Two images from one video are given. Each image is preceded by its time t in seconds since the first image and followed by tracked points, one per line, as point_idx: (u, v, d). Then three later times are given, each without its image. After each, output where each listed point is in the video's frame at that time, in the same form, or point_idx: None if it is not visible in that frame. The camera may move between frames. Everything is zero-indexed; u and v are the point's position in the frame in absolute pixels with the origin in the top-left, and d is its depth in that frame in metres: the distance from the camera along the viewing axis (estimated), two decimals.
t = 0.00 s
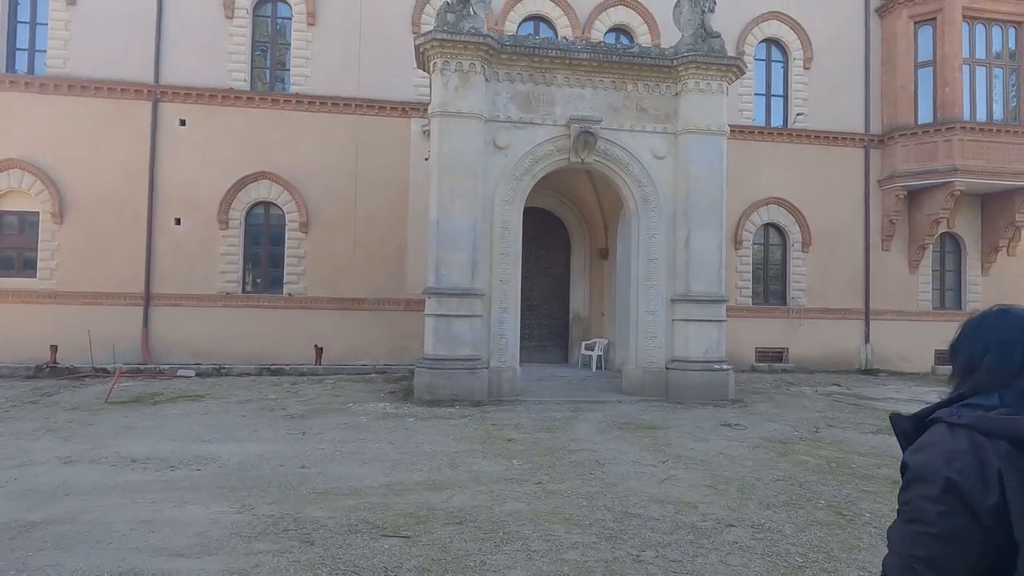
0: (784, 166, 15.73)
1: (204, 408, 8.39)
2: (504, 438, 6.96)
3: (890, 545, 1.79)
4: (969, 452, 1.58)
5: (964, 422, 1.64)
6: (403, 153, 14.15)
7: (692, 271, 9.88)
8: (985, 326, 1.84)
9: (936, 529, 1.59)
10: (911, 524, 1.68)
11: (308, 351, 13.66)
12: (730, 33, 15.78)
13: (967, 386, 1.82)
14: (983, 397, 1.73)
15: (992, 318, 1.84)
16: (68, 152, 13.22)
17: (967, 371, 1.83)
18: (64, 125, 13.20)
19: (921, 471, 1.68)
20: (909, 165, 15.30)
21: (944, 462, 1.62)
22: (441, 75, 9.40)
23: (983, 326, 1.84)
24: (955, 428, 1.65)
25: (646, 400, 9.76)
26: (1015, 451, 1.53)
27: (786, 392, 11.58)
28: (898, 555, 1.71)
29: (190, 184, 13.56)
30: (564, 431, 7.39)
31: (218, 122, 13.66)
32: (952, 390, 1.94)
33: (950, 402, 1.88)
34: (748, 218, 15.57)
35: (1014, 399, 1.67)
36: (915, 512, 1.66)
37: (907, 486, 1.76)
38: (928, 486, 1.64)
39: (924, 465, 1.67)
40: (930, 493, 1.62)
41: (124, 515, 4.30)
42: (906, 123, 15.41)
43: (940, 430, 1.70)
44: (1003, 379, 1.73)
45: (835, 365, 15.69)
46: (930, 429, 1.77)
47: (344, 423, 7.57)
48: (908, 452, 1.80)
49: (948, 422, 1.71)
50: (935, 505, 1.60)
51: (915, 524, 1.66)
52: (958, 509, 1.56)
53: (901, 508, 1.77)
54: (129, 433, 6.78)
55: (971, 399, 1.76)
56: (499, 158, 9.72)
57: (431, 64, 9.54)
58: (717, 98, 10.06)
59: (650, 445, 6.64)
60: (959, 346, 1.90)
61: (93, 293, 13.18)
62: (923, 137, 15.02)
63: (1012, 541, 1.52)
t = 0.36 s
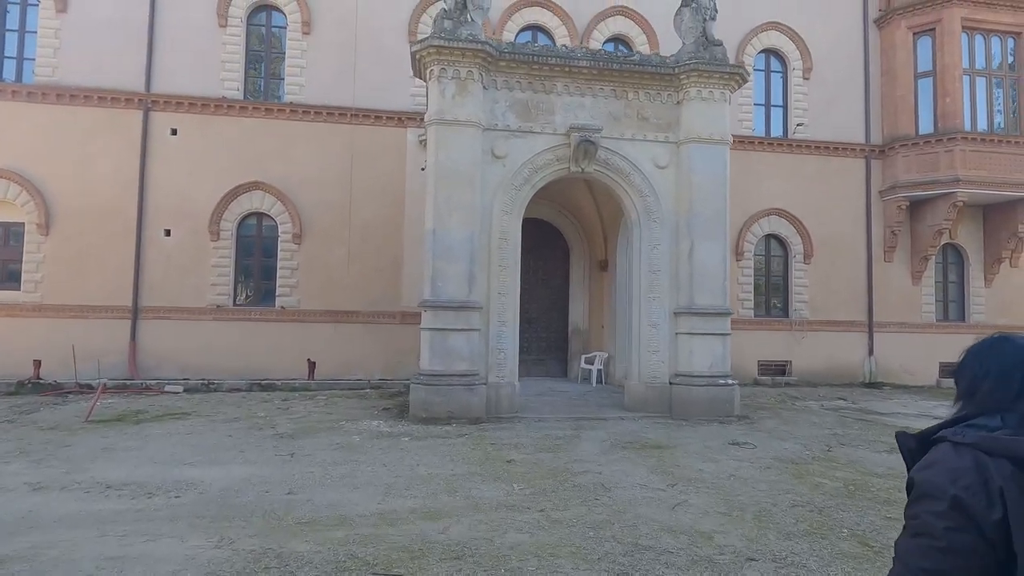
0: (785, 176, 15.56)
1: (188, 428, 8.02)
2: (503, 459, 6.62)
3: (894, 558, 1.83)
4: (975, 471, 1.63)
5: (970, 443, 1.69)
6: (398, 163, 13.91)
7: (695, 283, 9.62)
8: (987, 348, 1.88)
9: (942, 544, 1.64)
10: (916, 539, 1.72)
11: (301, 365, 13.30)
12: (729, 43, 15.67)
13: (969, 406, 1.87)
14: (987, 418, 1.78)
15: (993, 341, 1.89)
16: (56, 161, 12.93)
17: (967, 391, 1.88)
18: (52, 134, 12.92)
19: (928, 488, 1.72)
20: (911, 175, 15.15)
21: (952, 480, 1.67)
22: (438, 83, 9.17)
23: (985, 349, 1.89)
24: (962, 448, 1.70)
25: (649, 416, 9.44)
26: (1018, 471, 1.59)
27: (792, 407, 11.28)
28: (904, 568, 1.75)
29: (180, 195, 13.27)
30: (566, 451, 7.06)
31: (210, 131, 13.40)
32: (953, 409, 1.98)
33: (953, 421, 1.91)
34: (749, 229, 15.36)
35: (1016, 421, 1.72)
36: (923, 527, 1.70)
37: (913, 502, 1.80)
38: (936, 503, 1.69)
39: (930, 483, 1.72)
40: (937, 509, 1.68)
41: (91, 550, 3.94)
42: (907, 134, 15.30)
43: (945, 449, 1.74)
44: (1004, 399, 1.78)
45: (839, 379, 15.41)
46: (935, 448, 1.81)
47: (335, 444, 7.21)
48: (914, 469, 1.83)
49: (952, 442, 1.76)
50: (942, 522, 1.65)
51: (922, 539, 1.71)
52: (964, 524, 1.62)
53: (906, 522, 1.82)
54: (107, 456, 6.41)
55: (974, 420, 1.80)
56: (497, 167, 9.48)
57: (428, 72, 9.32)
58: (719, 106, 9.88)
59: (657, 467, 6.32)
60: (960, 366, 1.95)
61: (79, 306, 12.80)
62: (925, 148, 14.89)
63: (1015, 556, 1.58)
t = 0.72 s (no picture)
0: (779, 186, 15.52)
1: (170, 444, 7.65)
2: (502, 475, 6.34)
3: (907, 556, 1.84)
4: (985, 464, 1.68)
5: (975, 437, 1.74)
6: (391, 171, 13.68)
7: (695, 293, 9.44)
8: (972, 349, 1.98)
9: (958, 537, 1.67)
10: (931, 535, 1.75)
11: (289, 378, 12.93)
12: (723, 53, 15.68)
13: (961, 404, 1.95)
14: (982, 414, 1.85)
15: (975, 342, 2.00)
16: (36, 167, 12.55)
17: (958, 391, 1.96)
18: (32, 139, 12.56)
19: (940, 483, 1.75)
20: (905, 185, 15.17)
21: (964, 474, 1.71)
22: (432, 87, 8.97)
23: (970, 350, 1.98)
24: (966, 442, 1.76)
25: (649, 429, 9.19)
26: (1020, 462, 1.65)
27: (792, 418, 11.09)
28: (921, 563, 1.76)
29: (165, 202, 12.92)
30: (566, 466, 6.80)
31: (197, 137, 13.10)
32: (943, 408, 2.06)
33: (948, 419, 1.98)
34: (744, 239, 15.27)
35: (1009, 415, 1.80)
36: (938, 522, 1.73)
37: (924, 498, 1.83)
38: (951, 497, 1.72)
39: (941, 478, 1.75)
40: (951, 503, 1.71)
41: None
42: (899, 143, 15.34)
43: (950, 445, 1.79)
44: (994, 396, 1.86)
45: (836, 389, 15.28)
46: (939, 444, 1.86)
47: (325, 460, 6.89)
48: (921, 466, 1.87)
49: (956, 437, 1.81)
50: (958, 516, 1.68)
51: (939, 534, 1.73)
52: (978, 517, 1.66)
53: (918, 520, 1.84)
54: (82, 475, 6.05)
55: (970, 416, 1.88)
56: (492, 174, 9.27)
57: (422, 76, 9.12)
58: (717, 113, 9.78)
59: (662, 483, 6.06)
60: (948, 366, 2.04)
61: (58, 316, 12.36)
62: (917, 157, 14.95)
63: None
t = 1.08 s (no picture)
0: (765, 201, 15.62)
1: (139, 467, 7.16)
2: (497, 499, 6.02)
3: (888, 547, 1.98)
4: (955, 464, 1.83)
5: (949, 438, 1.89)
6: (376, 181, 13.39)
7: (689, 307, 9.29)
8: (964, 357, 2.09)
9: (927, 527, 1.82)
10: (905, 526, 1.90)
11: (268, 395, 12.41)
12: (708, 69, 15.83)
13: (949, 408, 2.06)
14: (963, 418, 1.98)
15: (969, 351, 2.10)
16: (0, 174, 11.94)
17: (948, 396, 2.08)
18: None
19: (916, 480, 1.91)
20: (886, 201, 15.39)
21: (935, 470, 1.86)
22: (423, 96, 8.75)
23: (961, 358, 2.10)
24: (941, 443, 1.91)
25: (644, 447, 8.96)
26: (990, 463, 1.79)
27: (785, 434, 10.97)
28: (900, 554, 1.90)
29: (139, 212, 12.39)
30: (563, 488, 6.53)
31: (174, 145, 12.64)
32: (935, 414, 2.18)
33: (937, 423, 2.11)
34: (730, 253, 15.30)
35: (991, 419, 1.92)
36: (912, 514, 1.88)
37: (903, 494, 1.98)
38: (925, 493, 1.87)
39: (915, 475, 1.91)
40: (923, 496, 1.86)
41: None
42: (880, 160, 15.59)
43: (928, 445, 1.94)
44: (979, 400, 1.97)
45: (823, 404, 15.28)
46: (921, 445, 2.01)
47: (308, 484, 6.50)
48: (902, 465, 2.02)
49: (935, 439, 1.95)
50: (928, 509, 1.83)
51: (912, 526, 1.88)
52: (947, 510, 1.80)
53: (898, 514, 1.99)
54: (41, 504, 5.56)
55: (954, 419, 2.00)
56: (483, 184, 9.05)
57: (412, 84, 8.90)
58: (709, 127, 9.75)
59: (665, 505, 5.81)
60: (941, 373, 2.15)
61: (20, 331, 11.69)
62: (898, 175, 15.21)
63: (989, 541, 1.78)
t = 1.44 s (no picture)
0: (753, 208, 15.66)
1: (112, 482, 6.80)
2: (490, 513, 5.79)
3: (900, 534, 2.24)
4: (965, 463, 2.08)
5: (959, 440, 2.15)
6: (362, 186, 13.14)
7: (682, 314, 9.17)
8: (974, 367, 2.34)
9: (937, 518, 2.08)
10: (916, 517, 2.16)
11: (249, 405, 12.02)
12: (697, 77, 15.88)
13: (959, 412, 2.33)
14: (973, 422, 2.24)
15: (979, 361, 2.35)
16: None
17: (958, 402, 2.34)
18: None
19: (928, 476, 2.16)
20: (872, 210, 15.52)
21: (947, 468, 2.11)
22: (412, 97, 8.56)
23: (971, 368, 2.35)
24: (953, 443, 2.16)
25: (637, 456, 8.79)
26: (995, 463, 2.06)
27: (776, 442, 10.88)
28: (911, 541, 2.16)
29: (115, 214, 11.98)
30: (558, 500, 6.34)
31: (153, 146, 12.27)
32: (944, 417, 2.45)
33: (947, 425, 2.37)
34: (719, 260, 15.29)
35: (998, 424, 2.18)
36: (924, 507, 2.13)
37: (915, 487, 2.23)
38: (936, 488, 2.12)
39: (926, 471, 2.17)
40: (934, 491, 2.11)
41: None
42: (865, 169, 15.73)
43: (940, 445, 2.20)
44: (989, 407, 2.23)
45: (811, 411, 15.28)
46: (932, 445, 2.26)
47: (290, 498, 6.22)
48: (914, 461, 2.27)
49: (947, 440, 2.21)
50: (938, 503, 2.09)
51: (925, 518, 2.13)
52: (956, 503, 2.06)
53: (909, 505, 2.24)
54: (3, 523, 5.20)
55: (964, 423, 2.26)
56: (474, 188, 8.87)
57: (401, 85, 8.71)
58: (701, 133, 9.70)
59: (664, 518, 5.64)
60: (951, 380, 2.41)
61: None
62: (883, 183, 15.37)
63: (991, 532, 2.04)
